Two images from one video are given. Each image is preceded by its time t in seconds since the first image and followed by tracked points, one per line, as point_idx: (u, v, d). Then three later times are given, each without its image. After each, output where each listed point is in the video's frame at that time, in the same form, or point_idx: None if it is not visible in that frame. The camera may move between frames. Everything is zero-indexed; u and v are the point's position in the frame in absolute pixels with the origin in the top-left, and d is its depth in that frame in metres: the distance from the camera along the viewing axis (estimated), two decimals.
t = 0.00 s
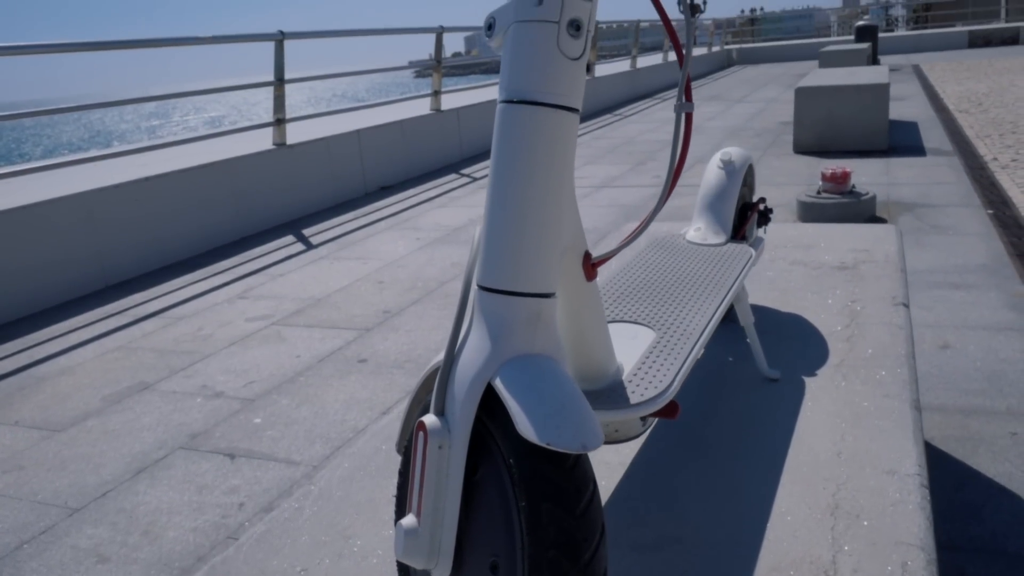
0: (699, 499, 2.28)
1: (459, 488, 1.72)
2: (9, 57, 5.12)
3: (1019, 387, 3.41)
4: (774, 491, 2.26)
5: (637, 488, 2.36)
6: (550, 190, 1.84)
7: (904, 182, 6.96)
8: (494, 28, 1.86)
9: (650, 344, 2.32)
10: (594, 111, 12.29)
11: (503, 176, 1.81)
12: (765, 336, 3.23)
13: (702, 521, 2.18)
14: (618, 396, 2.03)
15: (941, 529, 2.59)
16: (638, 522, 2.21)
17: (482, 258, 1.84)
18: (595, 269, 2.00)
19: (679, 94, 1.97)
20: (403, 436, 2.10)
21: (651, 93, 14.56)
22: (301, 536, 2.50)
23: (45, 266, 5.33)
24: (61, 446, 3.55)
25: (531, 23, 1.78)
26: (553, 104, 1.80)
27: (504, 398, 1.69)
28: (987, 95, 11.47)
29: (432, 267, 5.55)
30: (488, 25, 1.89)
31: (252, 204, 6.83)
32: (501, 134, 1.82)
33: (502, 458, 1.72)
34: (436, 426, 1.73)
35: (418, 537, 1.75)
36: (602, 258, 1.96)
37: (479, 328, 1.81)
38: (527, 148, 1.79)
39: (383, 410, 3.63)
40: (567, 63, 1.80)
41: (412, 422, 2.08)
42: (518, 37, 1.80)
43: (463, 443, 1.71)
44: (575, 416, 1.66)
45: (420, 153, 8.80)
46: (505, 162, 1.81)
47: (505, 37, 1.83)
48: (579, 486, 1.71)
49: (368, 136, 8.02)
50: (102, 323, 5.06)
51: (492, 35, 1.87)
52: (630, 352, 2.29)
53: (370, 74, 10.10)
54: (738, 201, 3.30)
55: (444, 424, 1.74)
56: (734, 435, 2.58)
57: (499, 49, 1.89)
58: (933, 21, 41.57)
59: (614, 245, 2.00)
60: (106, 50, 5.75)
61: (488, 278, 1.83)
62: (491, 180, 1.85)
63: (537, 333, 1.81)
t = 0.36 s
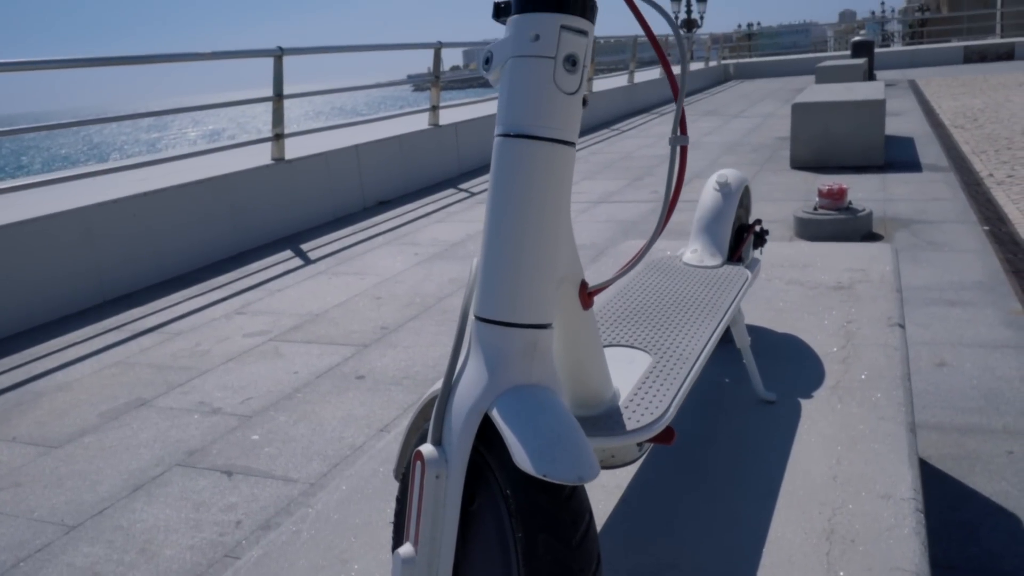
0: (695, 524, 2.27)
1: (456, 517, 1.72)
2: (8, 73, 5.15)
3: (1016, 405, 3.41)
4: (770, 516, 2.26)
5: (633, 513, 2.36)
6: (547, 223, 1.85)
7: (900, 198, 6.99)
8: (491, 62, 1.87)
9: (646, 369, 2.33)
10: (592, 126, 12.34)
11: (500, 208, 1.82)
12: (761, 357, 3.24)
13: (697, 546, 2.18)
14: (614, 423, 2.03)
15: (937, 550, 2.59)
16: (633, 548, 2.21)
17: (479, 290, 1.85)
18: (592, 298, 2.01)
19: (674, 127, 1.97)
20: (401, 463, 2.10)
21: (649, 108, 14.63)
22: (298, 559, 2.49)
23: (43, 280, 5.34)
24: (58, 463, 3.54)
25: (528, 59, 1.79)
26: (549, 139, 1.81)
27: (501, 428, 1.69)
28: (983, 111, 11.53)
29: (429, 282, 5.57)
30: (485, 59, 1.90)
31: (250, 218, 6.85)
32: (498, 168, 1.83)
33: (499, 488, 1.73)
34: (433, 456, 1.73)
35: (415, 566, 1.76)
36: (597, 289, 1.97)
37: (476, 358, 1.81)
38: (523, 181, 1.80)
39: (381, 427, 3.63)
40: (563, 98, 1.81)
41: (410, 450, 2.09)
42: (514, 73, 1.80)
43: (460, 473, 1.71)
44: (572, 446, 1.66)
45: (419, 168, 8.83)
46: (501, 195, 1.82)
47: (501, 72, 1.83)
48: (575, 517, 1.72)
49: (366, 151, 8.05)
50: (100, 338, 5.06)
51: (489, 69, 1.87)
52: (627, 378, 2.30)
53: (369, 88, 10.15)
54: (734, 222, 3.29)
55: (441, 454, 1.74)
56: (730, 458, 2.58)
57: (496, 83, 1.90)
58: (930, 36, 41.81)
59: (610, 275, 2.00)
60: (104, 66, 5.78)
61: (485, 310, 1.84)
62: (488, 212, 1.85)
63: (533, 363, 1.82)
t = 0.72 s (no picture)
0: (690, 545, 2.27)
1: (451, 544, 1.73)
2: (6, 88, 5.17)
3: (1012, 420, 3.42)
4: (764, 537, 2.26)
5: (628, 533, 2.36)
6: (541, 251, 1.85)
7: (896, 211, 7.01)
8: (486, 91, 1.87)
9: (641, 391, 2.34)
10: (589, 138, 12.37)
11: (494, 236, 1.83)
12: (758, 374, 3.25)
13: (692, 567, 2.18)
14: (609, 446, 2.04)
15: (933, 566, 2.59)
16: (629, 569, 2.21)
17: (475, 318, 1.86)
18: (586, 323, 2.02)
19: (666, 157, 1.98)
20: (397, 487, 2.11)
21: (646, 121, 14.67)
22: None
23: (40, 295, 5.34)
24: (54, 478, 3.54)
25: (522, 89, 1.79)
26: (543, 169, 1.82)
27: (496, 456, 1.71)
28: (978, 123, 11.58)
29: (426, 296, 5.57)
30: (479, 88, 1.90)
31: (248, 232, 6.86)
32: (493, 197, 1.84)
33: (493, 515, 1.74)
34: (428, 483, 1.74)
35: None
36: (591, 315, 1.98)
37: (471, 385, 1.83)
38: (517, 210, 1.81)
39: (378, 442, 3.63)
40: (557, 128, 1.82)
41: (406, 474, 2.10)
42: (508, 103, 1.81)
43: (455, 500, 1.73)
44: (566, 474, 1.68)
45: (417, 182, 8.85)
46: (495, 224, 1.83)
47: (495, 101, 1.84)
48: (569, 544, 1.74)
49: (364, 164, 8.07)
50: (97, 352, 5.06)
51: (484, 98, 1.88)
52: (622, 399, 2.31)
53: (367, 101, 10.18)
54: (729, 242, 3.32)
55: (436, 481, 1.75)
56: (725, 477, 2.59)
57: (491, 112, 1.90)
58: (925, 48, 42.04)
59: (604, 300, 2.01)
60: (102, 80, 5.80)
61: (480, 337, 1.85)
62: (483, 241, 1.87)
63: (528, 390, 1.83)
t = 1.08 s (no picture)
0: (691, 571, 2.27)
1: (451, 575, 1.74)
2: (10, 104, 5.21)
3: (1014, 440, 3.41)
4: (766, 563, 2.26)
5: (629, 559, 2.35)
6: (542, 282, 1.86)
7: (897, 228, 7.02)
8: (487, 124, 1.88)
9: (642, 417, 2.34)
10: (590, 153, 12.41)
11: (495, 269, 1.84)
12: (758, 396, 3.25)
13: None
14: (610, 474, 2.05)
15: None
16: None
17: (477, 350, 1.87)
18: (587, 352, 2.03)
19: (667, 190, 2.00)
20: (398, 516, 2.12)
21: (647, 136, 14.71)
22: None
23: (41, 310, 5.35)
24: (55, 496, 3.53)
25: (523, 124, 1.80)
26: (544, 202, 1.82)
27: (497, 488, 1.72)
28: (979, 139, 11.60)
29: (427, 312, 5.58)
30: (481, 120, 1.91)
31: (249, 247, 6.87)
32: (495, 230, 1.84)
33: (494, 547, 1.75)
34: (430, 514, 1.75)
35: None
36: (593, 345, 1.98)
37: (473, 417, 1.84)
38: (518, 243, 1.82)
39: (379, 460, 3.63)
40: (557, 161, 1.83)
41: (408, 503, 2.11)
42: (510, 137, 1.82)
43: (456, 532, 1.74)
44: (566, 508, 1.69)
45: (418, 197, 8.88)
46: (496, 257, 1.84)
47: (497, 135, 1.85)
48: None
49: (366, 179, 8.09)
50: (98, 368, 5.07)
51: (485, 131, 1.88)
52: (623, 426, 2.31)
53: (369, 115, 10.21)
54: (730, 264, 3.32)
55: (437, 512, 1.77)
56: (726, 502, 2.58)
57: (492, 144, 1.91)
58: (925, 64, 42.20)
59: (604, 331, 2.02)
60: (104, 97, 5.83)
61: (481, 369, 1.85)
62: (484, 273, 1.87)
63: (529, 422, 1.84)
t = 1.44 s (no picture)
0: None
1: None
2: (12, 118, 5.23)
3: (1014, 460, 3.41)
4: None
5: None
6: (545, 314, 1.87)
7: (897, 245, 7.03)
8: (491, 156, 1.88)
9: (644, 445, 2.35)
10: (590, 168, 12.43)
11: (498, 302, 1.85)
12: (757, 419, 3.26)
13: None
14: (611, 504, 2.05)
15: None
16: None
17: (479, 381, 1.88)
18: (589, 383, 2.03)
19: (670, 223, 2.02)
20: (399, 546, 2.13)
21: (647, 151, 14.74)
22: None
23: (41, 323, 5.35)
24: (53, 512, 3.52)
25: (527, 157, 1.81)
26: (549, 234, 1.83)
27: (499, 522, 1.73)
28: (978, 157, 11.63)
29: (427, 327, 5.58)
30: (485, 152, 1.91)
31: (249, 261, 6.87)
32: (498, 262, 1.85)
33: None
34: (431, 546, 1.77)
35: None
36: (595, 376, 1.99)
37: (475, 450, 1.85)
38: (522, 277, 1.83)
39: (378, 477, 3.62)
40: (561, 195, 1.84)
41: (409, 533, 2.12)
42: (514, 170, 1.83)
43: (458, 565, 1.75)
44: (568, 543, 1.71)
45: (419, 211, 8.89)
46: (499, 289, 1.85)
47: (501, 168, 1.85)
48: None
49: (366, 194, 8.10)
50: (98, 382, 5.06)
51: (489, 162, 1.89)
52: (625, 453, 2.32)
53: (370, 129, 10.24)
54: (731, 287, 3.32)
55: (438, 544, 1.78)
56: (727, 527, 2.58)
57: (496, 175, 1.91)
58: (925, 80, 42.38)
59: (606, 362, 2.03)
60: (105, 111, 5.86)
61: (484, 401, 1.86)
62: (488, 305, 1.88)
63: (531, 455, 1.85)
